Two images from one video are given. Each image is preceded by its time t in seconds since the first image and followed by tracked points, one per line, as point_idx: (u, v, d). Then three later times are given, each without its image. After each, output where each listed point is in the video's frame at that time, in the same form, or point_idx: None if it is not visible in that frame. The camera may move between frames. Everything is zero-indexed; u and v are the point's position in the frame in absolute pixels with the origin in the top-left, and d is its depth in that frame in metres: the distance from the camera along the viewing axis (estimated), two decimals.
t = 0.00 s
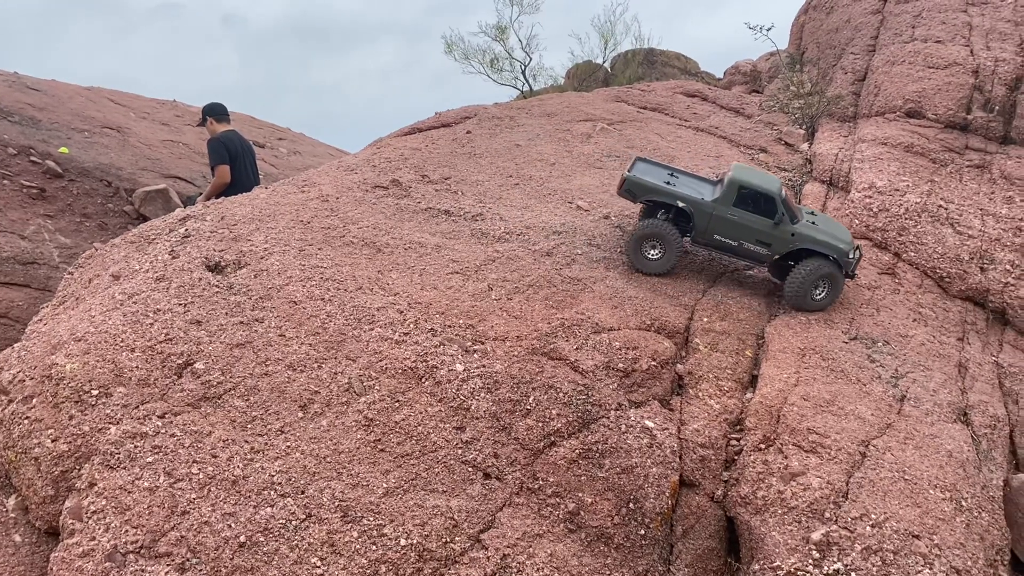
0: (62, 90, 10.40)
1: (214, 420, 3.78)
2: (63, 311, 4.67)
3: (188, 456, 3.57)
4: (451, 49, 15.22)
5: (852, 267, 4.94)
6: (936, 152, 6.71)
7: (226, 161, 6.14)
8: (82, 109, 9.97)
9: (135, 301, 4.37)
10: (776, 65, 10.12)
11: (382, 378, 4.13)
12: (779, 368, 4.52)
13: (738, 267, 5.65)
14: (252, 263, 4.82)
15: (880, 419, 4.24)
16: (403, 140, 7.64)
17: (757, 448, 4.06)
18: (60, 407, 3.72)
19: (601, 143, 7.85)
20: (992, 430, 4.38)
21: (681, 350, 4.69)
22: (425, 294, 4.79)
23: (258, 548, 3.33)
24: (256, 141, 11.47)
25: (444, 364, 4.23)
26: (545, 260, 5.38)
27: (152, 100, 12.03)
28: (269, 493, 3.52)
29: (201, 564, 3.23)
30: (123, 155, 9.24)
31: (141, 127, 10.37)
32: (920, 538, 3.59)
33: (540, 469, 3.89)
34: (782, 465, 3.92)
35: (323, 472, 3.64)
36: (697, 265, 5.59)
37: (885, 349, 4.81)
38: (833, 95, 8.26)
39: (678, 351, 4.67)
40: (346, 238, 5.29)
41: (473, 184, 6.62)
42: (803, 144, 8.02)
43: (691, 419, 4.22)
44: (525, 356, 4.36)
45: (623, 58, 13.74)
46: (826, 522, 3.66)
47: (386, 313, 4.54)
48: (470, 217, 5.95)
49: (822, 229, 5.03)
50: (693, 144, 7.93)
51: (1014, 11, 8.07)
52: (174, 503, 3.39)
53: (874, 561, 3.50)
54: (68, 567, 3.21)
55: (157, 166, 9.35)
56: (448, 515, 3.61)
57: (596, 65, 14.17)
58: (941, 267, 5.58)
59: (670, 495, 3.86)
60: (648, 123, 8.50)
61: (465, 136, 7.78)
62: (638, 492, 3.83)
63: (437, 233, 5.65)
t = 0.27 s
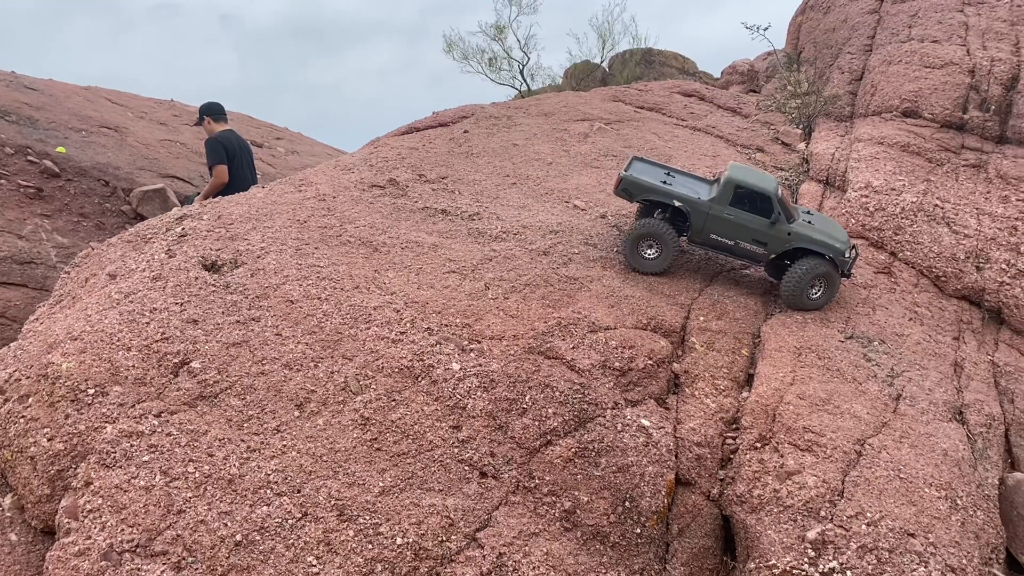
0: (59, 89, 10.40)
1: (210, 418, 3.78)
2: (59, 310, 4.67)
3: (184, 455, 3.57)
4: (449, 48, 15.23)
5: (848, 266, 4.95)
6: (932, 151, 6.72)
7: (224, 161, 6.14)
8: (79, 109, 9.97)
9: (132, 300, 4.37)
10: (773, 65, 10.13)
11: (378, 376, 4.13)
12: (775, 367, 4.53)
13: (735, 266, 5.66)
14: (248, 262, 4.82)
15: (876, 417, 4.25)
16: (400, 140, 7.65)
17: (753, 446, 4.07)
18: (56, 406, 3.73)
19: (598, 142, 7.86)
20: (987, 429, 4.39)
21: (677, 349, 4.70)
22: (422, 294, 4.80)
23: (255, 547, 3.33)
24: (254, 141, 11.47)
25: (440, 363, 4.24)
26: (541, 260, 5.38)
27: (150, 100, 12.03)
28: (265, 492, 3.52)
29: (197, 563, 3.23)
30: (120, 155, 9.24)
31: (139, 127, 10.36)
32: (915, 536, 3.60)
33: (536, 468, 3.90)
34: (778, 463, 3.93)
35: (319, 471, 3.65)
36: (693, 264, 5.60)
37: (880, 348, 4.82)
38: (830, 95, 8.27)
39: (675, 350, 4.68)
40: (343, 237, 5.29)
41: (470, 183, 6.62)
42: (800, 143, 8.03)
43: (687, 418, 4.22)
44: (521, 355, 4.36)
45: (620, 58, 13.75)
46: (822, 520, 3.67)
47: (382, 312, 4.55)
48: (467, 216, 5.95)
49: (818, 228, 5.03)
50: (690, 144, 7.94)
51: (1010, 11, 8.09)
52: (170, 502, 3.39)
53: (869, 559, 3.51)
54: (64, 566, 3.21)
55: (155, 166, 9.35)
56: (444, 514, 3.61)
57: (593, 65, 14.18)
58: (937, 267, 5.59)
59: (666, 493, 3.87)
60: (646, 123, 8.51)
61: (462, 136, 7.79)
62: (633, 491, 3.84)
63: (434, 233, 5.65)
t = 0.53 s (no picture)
0: (57, 89, 10.40)
1: (208, 418, 3.78)
2: (56, 310, 4.67)
3: (181, 455, 3.58)
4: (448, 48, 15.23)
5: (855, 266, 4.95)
6: (929, 151, 6.73)
7: (222, 160, 6.13)
8: (77, 109, 9.97)
9: (129, 299, 4.37)
10: (771, 64, 10.13)
11: (376, 376, 4.14)
12: (772, 366, 4.54)
13: (732, 266, 5.66)
14: (246, 262, 4.83)
15: (872, 417, 4.26)
16: (398, 140, 7.65)
17: (750, 446, 4.07)
18: (53, 405, 3.73)
19: (596, 142, 7.87)
20: (984, 428, 4.39)
21: (675, 349, 4.70)
22: (419, 293, 4.80)
23: (252, 546, 3.33)
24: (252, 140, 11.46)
25: (437, 363, 4.24)
26: (539, 260, 5.39)
27: (148, 99, 12.03)
28: (262, 491, 3.52)
29: (194, 562, 3.23)
30: (118, 155, 9.24)
31: (136, 127, 10.36)
32: (912, 536, 3.60)
33: (533, 468, 3.90)
34: (775, 463, 3.94)
35: (316, 471, 3.65)
36: (691, 264, 5.61)
37: (877, 348, 4.83)
38: (827, 94, 8.28)
39: (672, 350, 4.68)
40: (341, 237, 5.30)
41: (468, 183, 6.62)
42: (797, 143, 8.03)
43: (684, 417, 4.23)
44: (519, 355, 4.37)
45: (619, 58, 13.76)
46: (818, 519, 3.67)
47: (380, 311, 4.55)
48: (465, 216, 5.96)
49: (825, 228, 5.04)
50: (688, 144, 7.94)
51: (1007, 11, 8.10)
52: (167, 501, 3.40)
53: (866, 558, 3.51)
54: (61, 566, 3.21)
55: (153, 166, 9.34)
56: (441, 513, 3.61)
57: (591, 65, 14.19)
58: (934, 266, 5.60)
59: (663, 493, 3.87)
60: (643, 122, 8.51)
61: (459, 135, 7.79)
62: (630, 490, 3.84)
63: (432, 232, 5.65)
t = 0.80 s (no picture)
0: (55, 88, 10.39)
1: (206, 418, 3.79)
2: (54, 310, 4.67)
3: (180, 455, 3.58)
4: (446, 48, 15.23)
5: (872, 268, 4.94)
6: (927, 151, 6.74)
7: (221, 160, 6.14)
8: (75, 108, 9.96)
9: (127, 299, 4.37)
10: (769, 64, 10.14)
11: (373, 376, 4.14)
12: (770, 366, 4.54)
13: (730, 266, 5.67)
14: (244, 262, 4.83)
15: (870, 417, 4.26)
16: (397, 139, 7.65)
17: (748, 446, 4.08)
18: (51, 406, 3.73)
19: (594, 142, 7.87)
20: (981, 428, 4.40)
21: (672, 349, 4.71)
22: (417, 293, 4.81)
23: (250, 547, 3.33)
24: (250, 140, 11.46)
25: (436, 363, 4.25)
26: (537, 260, 5.39)
27: (147, 99, 12.03)
28: (260, 492, 3.52)
29: (192, 562, 3.24)
30: (116, 154, 9.23)
31: (135, 126, 10.36)
32: (909, 535, 3.61)
33: (531, 468, 3.91)
34: (773, 463, 3.94)
35: (314, 471, 3.65)
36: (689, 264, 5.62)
37: (875, 348, 4.83)
38: (825, 94, 8.29)
39: (670, 350, 4.69)
40: (339, 237, 5.30)
41: (466, 183, 6.63)
42: (795, 143, 8.04)
43: (682, 417, 4.24)
44: (517, 355, 4.38)
45: (617, 58, 13.76)
46: (816, 519, 3.68)
47: (377, 312, 4.56)
48: (463, 216, 5.96)
49: (842, 232, 5.03)
50: (686, 144, 7.95)
51: (1005, 11, 8.12)
52: (165, 502, 3.40)
53: (863, 558, 3.52)
54: (59, 566, 3.21)
55: (151, 165, 9.34)
56: (439, 514, 3.61)
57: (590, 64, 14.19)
58: (932, 266, 5.61)
59: (661, 493, 3.88)
60: (642, 122, 8.52)
61: (458, 135, 7.80)
62: (628, 490, 3.85)
63: (430, 232, 5.66)
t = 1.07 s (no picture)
0: (53, 88, 10.39)
1: (204, 418, 3.78)
2: (52, 310, 4.67)
3: (178, 455, 3.57)
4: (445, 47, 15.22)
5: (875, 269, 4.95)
6: (925, 151, 6.74)
7: (220, 160, 6.13)
8: (74, 108, 9.95)
9: (126, 299, 4.37)
10: (768, 64, 10.15)
11: (372, 376, 4.14)
12: (768, 366, 4.54)
13: (729, 266, 5.67)
14: (242, 262, 4.82)
15: (868, 416, 4.27)
16: (395, 139, 7.65)
17: (746, 445, 4.08)
18: (49, 405, 3.73)
19: (593, 141, 7.87)
20: (979, 427, 4.41)
21: (671, 349, 4.71)
22: (416, 293, 4.81)
23: (248, 546, 3.33)
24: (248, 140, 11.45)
25: (434, 362, 4.24)
26: (535, 259, 5.39)
27: (145, 99, 12.02)
28: (259, 491, 3.52)
29: (190, 562, 3.23)
30: (115, 154, 9.23)
31: (133, 126, 10.35)
32: (907, 534, 3.62)
33: (530, 467, 3.90)
34: (771, 462, 3.94)
35: (312, 470, 3.65)
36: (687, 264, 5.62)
37: (873, 347, 4.84)
38: (823, 94, 8.30)
39: (668, 350, 4.69)
40: (337, 236, 5.30)
41: (465, 182, 6.63)
42: (794, 143, 8.05)
43: (681, 417, 4.24)
44: (515, 354, 4.38)
45: (616, 58, 13.77)
46: (814, 518, 3.68)
47: (376, 311, 4.56)
48: (462, 216, 5.96)
49: (845, 232, 5.03)
50: (685, 143, 7.96)
51: (1003, 11, 8.13)
52: (163, 501, 3.40)
53: (861, 557, 3.52)
54: (57, 565, 3.21)
55: (149, 165, 9.33)
56: (437, 513, 3.61)
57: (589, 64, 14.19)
58: (930, 266, 5.61)
59: (660, 492, 3.88)
60: (640, 122, 8.53)
61: (456, 135, 7.80)
62: (627, 489, 3.85)
63: (428, 232, 5.66)
